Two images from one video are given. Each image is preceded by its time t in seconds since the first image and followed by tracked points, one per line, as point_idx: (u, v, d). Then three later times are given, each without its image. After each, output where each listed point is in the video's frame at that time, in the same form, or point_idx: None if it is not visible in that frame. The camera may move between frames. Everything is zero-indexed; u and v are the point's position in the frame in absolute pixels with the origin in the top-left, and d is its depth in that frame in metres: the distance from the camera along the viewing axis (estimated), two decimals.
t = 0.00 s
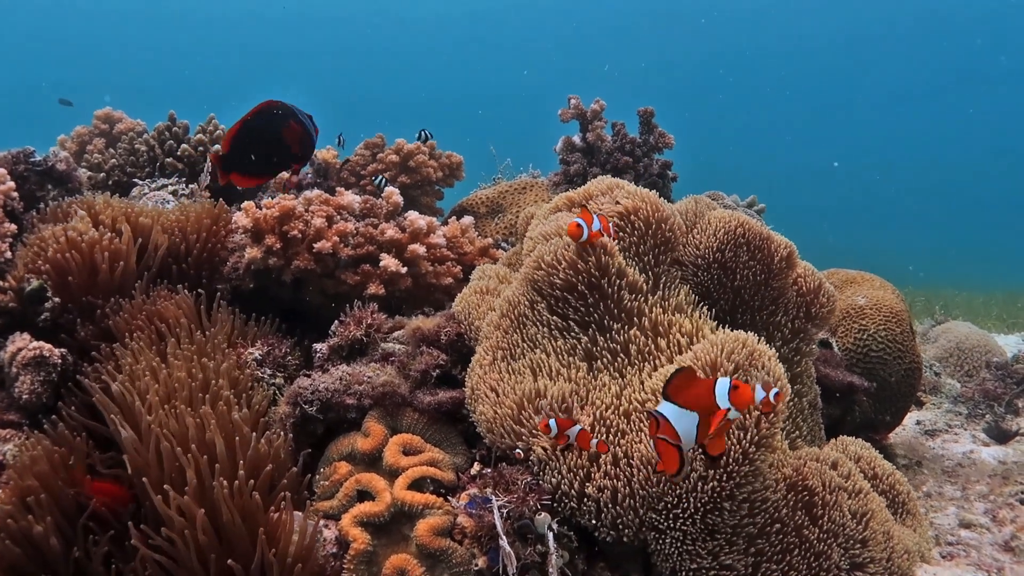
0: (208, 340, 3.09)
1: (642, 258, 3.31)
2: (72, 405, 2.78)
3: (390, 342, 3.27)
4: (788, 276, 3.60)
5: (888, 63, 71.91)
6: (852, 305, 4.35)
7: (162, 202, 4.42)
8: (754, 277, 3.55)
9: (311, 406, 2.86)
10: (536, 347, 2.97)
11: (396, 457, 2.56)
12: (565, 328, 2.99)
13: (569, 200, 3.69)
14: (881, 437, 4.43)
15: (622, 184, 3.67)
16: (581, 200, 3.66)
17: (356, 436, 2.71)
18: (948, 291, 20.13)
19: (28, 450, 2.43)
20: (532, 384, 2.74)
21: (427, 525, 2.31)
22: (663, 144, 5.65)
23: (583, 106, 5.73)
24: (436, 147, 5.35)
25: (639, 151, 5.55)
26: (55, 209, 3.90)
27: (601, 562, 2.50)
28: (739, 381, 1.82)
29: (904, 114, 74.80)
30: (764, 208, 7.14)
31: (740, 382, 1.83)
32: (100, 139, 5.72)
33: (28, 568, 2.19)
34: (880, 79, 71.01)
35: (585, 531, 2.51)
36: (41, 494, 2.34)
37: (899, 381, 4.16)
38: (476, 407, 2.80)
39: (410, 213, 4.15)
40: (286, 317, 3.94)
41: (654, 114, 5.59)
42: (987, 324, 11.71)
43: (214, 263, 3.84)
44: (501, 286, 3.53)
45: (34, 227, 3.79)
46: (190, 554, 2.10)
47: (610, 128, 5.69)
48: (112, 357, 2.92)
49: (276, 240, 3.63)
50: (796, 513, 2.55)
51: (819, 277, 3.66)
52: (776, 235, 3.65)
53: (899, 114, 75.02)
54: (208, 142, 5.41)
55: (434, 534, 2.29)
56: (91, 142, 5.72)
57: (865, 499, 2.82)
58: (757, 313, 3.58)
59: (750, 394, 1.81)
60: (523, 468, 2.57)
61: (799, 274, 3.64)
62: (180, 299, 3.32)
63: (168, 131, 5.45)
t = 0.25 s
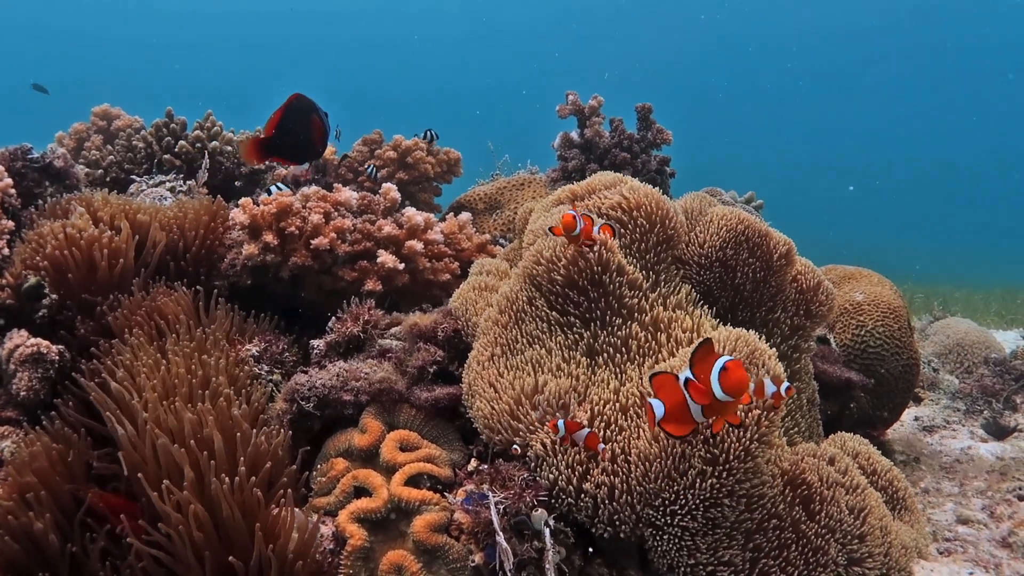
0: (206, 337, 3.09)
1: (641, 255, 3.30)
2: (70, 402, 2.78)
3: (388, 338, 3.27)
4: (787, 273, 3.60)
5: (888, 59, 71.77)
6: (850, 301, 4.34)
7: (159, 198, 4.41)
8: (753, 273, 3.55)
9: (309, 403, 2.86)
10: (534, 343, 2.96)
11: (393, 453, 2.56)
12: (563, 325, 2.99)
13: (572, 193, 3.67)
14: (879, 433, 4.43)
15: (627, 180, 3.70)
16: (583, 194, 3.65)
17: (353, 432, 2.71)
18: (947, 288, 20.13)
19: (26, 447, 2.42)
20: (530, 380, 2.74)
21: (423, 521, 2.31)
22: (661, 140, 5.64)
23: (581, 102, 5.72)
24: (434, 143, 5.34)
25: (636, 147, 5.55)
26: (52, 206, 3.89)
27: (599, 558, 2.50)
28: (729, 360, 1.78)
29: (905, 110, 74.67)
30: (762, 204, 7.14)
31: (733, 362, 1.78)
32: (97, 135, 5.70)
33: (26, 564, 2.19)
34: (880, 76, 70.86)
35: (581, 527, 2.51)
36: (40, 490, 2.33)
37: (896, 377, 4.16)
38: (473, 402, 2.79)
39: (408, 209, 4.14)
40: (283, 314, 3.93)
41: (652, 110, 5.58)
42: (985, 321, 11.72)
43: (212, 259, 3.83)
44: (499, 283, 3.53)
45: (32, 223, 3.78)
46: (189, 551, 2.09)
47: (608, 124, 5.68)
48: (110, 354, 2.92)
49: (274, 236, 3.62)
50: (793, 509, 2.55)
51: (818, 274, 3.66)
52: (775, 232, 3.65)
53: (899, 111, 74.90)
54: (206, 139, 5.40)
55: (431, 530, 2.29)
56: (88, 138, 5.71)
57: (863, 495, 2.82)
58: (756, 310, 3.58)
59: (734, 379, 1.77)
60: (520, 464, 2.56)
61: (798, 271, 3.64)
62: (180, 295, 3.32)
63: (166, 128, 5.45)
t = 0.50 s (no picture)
0: (203, 335, 3.09)
1: (640, 253, 3.29)
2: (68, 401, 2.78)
3: (385, 337, 3.28)
4: (785, 273, 3.62)
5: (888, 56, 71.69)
6: (847, 299, 4.35)
7: (157, 197, 4.41)
8: (751, 272, 3.56)
9: (306, 401, 2.86)
10: (532, 342, 2.96)
11: (390, 452, 2.56)
12: (561, 323, 2.98)
13: (576, 188, 3.64)
14: (876, 431, 4.44)
15: (632, 178, 3.69)
16: (587, 190, 3.62)
17: (350, 431, 2.71)
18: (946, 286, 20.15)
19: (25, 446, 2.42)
20: (528, 378, 2.74)
21: (420, 520, 2.31)
22: (659, 138, 5.64)
23: (579, 100, 5.71)
24: (432, 141, 5.34)
25: (634, 146, 5.55)
26: (50, 204, 3.88)
27: (595, 557, 2.50)
28: (729, 396, 1.81)
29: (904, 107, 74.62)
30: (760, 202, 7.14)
31: (733, 399, 1.81)
32: (95, 134, 5.69)
33: (25, 564, 2.18)
34: (880, 73, 70.80)
35: (578, 525, 2.52)
36: (39, 490, 2.33)
37: (893, 375, 4.17)
38: (471, 400, 2.79)
39: (405, 208, 4.14)
40: (281, 312, 3.93)
41: (649, 108, 5.57)
42: (983, 318, 11.74)
43: (210, 258, 3.83)
44: (496, 281, 3.53)
45: (29, 222, 3.77)
46: (189, 550, 2.09)
47: (606, 122, 5.68)
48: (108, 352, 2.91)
49: (271, 234, 3.62)
50: (790, 507, 2.55)
51: (816, 274, 3.67)
52: (773, 231, 3.65)
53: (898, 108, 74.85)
54: (204, 137, 5.39)
55: (428, 529, 2.30)
56: (86, 136, 5.70)
57: (859, 493, 2.83)
58: (753, 308, 3.58)
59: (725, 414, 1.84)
60: (517, 463, 2.57)
61: (796, 270, 3.64)
62: (179, 293, 3.32)
63: (164, 126, 5.45)
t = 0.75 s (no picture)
0: (202, 333, 3.09)
1: (638, 251, 3.29)
2: (67, 399, 2.78)
3: (383, 335, 3.28)
4: (782, 272, 3.63)
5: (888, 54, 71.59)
6: (845, 298, 4.35)
7: (156, 195, 4.41)
8: (749, 271, 3.57)
9: (304, 400, 2.87)
10: (530, 340, 2.96)
11: (388, 450, 2.57)
12: (559, 321, 2.98)
13: (578, 185, 3.62)
14: (873, 430, 4.46)
15: (635, 177, 3.68)
16: (590, 187, 3.60)
17: (349, 429, 2.72)
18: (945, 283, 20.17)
19: (25, 443, 2.42)
20: (526, 376, 2.74)
21: (418, 517, 2.32)
22: (658, 136, 5.64)
23: (577, 98, 5.71)
24: (430, 139, 5.34)
25: (632, 144, 5.55)
26: (49, 202, 3.88)
27: (592, 554, 2.51)
28: (739, 428, 1.79)
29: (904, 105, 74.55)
30: (758, 200, 7.15)
31: (743, 431, 1.80)
32: (94, 132, 5.70)
33: (25, 561, 2.19)
34: (880, 71, 70.71)
35: (575, 523, 2.53)
36: (39, 487, 2.33)
37: (891, 374, 4.18)
38: (469, 399, 2.80)
39: (404, 206, 4.14)
40: (279, 310, 3.94)
41: (648, 106, 5.57)
42: (981, 317, 11.76)
43: (209, 256, 3.83)
44: (495, 279, 3.53)
45: (28, 220, 3.77)
46: (193, 546, 2.08)
47: (604, 120, 5.68)
48: (107, 350, 2.92)
49: (270, 233, 3.62)
50: (786, 505, 2.56)
51: (814, 272, 3.68)
52: (771, 230, 3.65)
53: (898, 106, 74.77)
54: (202, 135, 5.39)
55: (426, 527, 2.31)
56: (85, 134, 5.70)
57: (855, 491, 2.84)
58: (751, 307, 3.59)
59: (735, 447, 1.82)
60: (514, 461, 2.58)
61: (794, 269, 3.65)
62: (180, 291, 3.33)
63: (162, 124, 5.45)
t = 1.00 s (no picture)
0: (203, 338, 3.10)
1: (638, 256, 3.30)
2: (68, 403, 2.78)
3: (383, 340, 3.29)
4: (782, 276, 3.63)
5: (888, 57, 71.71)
6: (844, 302, 4.36)
7: (157, 199, 4.43)
8: (748, 276, 3.58)
9: (304, 404, 2.88)
10: (530, 345, 2.97)
11: (388, 454, 2.58)
12: (559, 326, 2.99)
13: (582, 189, 3.62)
14: (872, 434, 4.46)
15: (640, 183, 3.66)
16: (593, 192, 3.60)
17: (349, 434, 2.72)
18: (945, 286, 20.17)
19: (26, 448, 2.42)
20: (526, 380, 2.74)
21: (418, 522, 2.32)
22: (657, 141, 5.66)
23: (577, 103, 5.73)
24: (430, 144, 5.36)
25: (632, 149, 5.57)
26: (50, 207, 3.90)
27: (591, 559, 2.52)
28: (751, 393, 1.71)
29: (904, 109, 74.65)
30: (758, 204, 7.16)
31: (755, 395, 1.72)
32: (95, 136, 5.72)
33: (25, 566, 2.19)
34: (880, 74, 70.81)
35: (574, 528, 2.53)
36: (40, 491, 2.33)
37: (890, 378, 4.18)
38: (469, 403, 2.80)
39: (404, 210, 4.15)
40: (279, 315, 3.95)
41: (648, 111, 5.59)
42: (981, 321, 11.77)
43: (209, 260, 3.84)
44: (495, 284, 3.54)
45: (29, 224, 3.79)
46: (197, 550, 2.09)
47: (604, 125, 5.70)
48: (108, 354, 2.92)
49: (270, 237, 3.64)
50: (785, 510, 2.57)
51: (813, 277, 3.69)
52: (770, 235, 3.66)
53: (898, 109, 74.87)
54: (203, 139, 5.41)
55: (425, 531, 2.31)
56: (86, 139, 5.72)
57: (854, 496, 2.84)
58: (750, 312, 3.59)
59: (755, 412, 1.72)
60: (514, 466, 2.58)
61: (793, 274, 3.66)
62: (182, 295, 3.35)
63: (163, 128, 5.47)
